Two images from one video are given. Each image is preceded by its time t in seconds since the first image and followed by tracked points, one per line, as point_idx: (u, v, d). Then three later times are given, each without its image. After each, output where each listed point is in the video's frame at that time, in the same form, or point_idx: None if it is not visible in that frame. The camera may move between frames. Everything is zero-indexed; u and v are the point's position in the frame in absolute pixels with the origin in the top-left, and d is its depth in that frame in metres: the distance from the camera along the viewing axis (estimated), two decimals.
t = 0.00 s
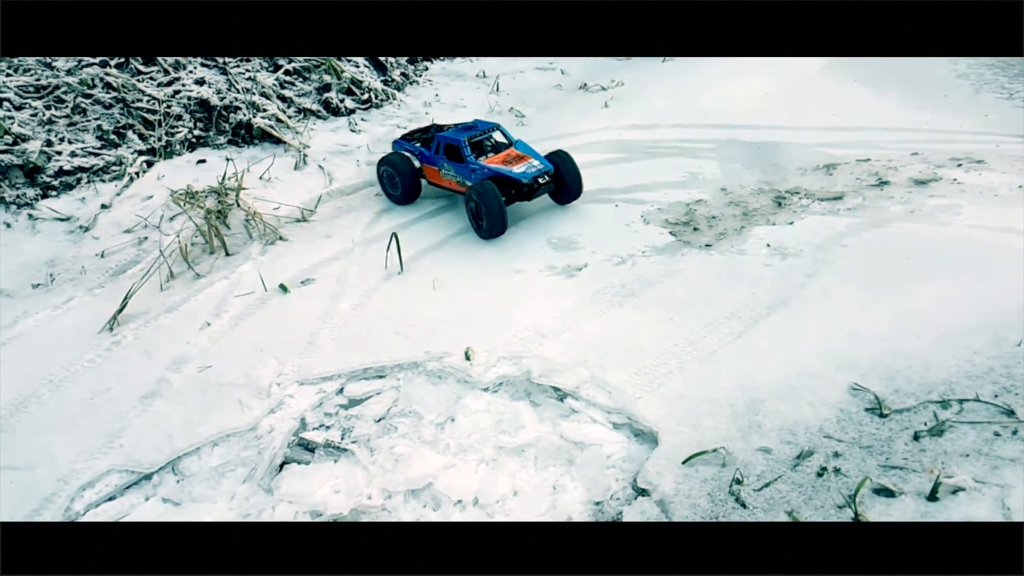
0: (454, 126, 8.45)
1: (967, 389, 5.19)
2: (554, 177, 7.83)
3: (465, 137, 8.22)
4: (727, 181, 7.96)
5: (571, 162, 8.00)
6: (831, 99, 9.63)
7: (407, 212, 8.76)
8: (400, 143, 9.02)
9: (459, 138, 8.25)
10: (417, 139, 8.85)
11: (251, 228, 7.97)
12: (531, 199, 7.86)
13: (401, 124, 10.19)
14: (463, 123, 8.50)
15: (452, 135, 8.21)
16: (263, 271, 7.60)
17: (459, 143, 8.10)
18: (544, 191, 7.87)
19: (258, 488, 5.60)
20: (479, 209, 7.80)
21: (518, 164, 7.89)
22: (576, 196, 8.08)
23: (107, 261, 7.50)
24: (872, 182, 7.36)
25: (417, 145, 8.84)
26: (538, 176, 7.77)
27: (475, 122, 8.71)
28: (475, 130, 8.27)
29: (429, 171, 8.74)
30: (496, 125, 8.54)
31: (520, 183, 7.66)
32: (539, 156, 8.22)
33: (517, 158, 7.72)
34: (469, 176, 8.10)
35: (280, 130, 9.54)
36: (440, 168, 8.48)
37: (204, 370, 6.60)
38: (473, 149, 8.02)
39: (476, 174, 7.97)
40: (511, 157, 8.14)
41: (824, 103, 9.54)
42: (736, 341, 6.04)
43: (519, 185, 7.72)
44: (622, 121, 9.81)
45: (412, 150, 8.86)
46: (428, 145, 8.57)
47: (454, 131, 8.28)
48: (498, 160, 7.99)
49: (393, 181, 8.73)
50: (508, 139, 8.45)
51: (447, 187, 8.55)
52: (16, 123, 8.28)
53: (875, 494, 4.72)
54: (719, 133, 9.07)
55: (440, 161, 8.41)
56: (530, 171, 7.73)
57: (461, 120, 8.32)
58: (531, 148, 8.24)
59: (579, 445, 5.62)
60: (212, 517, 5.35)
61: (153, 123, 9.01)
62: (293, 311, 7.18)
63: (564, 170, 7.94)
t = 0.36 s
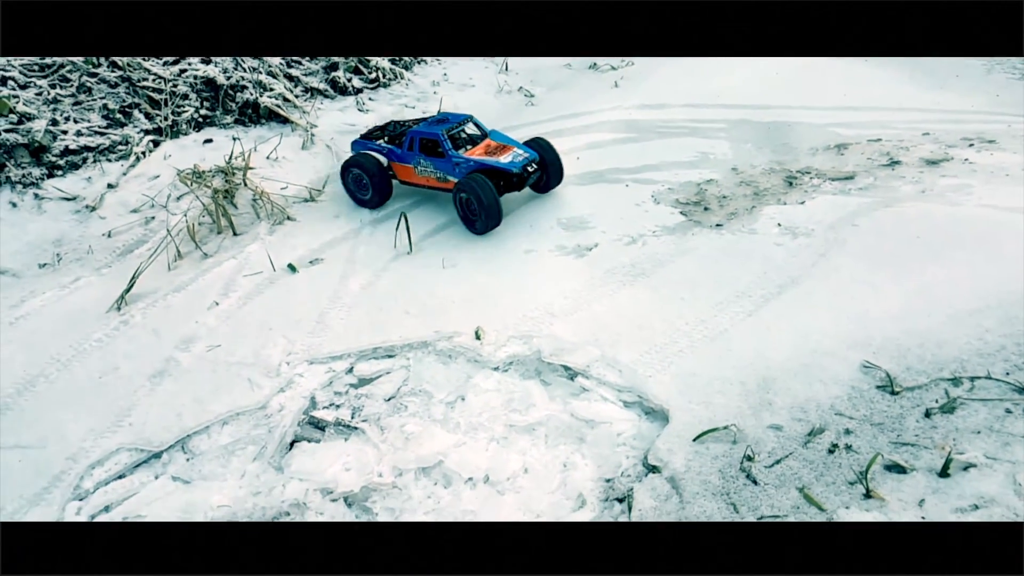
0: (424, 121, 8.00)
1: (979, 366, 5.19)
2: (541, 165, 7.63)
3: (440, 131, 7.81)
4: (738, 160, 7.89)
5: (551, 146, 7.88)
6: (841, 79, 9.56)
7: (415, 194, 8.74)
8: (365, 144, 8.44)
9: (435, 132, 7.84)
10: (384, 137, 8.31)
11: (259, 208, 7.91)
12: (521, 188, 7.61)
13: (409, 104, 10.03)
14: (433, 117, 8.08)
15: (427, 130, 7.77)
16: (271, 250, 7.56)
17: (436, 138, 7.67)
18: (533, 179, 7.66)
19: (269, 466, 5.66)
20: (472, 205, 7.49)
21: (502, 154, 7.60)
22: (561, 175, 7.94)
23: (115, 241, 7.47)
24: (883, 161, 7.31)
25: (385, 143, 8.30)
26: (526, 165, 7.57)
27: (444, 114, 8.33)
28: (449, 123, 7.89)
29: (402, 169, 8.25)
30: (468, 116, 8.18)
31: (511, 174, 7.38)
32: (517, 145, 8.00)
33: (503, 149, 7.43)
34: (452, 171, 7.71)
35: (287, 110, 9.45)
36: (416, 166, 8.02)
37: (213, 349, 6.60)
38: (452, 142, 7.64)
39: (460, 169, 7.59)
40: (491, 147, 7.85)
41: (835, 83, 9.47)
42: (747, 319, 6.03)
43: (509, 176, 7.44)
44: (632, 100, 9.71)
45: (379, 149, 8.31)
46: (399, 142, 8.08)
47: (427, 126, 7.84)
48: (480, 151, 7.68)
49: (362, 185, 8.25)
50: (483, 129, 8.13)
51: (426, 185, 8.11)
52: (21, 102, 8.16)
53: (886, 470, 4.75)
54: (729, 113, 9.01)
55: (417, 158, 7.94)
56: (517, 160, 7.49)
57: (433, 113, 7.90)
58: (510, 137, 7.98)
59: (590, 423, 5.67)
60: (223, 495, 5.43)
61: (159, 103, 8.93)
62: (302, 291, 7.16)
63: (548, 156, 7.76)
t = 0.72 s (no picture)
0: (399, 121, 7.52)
1: (981, 353, 5.25)
2: (527, 162, 7.39)
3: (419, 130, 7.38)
4: (745, 149, 7.85)
5: (532, 142, 7.71)
6: (846, 70, 9.55)
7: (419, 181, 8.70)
8: (332, 148, 7.78)
9: (414, 131, 7.39)
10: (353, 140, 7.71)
11: (261, 192, 7.84)
12: (511, 187, 7.36)
13: (413, 89, 9.84)
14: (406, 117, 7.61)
15: (406, 129, 7.30)
16: (273, 235, 7.49)
17: (417, 138, 7.23)
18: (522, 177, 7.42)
19: (269, 450, 5.68)
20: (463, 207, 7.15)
21: (489, 153, 7.29)
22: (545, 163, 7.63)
23: (114, 224, 7.40)
24: (887, 151, 7.32)
25: (355, 147, 7.71)
26: (514, 163, 7.32)
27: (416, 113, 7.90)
28: (427, 123, 7.44)
29: (376, 174, 7.69)
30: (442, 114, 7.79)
31: (502, 172, 7.09)
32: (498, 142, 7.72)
33: (491, 147, 7.12)
34: (437, 172, 7.30)
35: (291, 94, 9.38)
36: (395, 169, 7.51)
37: (213, 333, 6.55)
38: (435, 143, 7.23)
39: (446, 170, 7.20)
40: (473, 146, 7.50)
41: (839, 74, 9.46)
42: (751, 306, 6.04)
43: (500, 174, 7.14)
44: (638, 89, 9.66)
45: (349, 153, 7.70)
46: (373, 144, 7.54)
47: (404, 126, 7.36)
48: (465, 151, 7.32)
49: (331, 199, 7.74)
50: (460, 128, 7.78)
51: (407, 190, 7.62)
52: (19, 82, 8.11)
53: (888, 455, 4.82)
54: (734, 102, 8.99)
55: (395, 162, 7.43)
56: (506, 158, 7.22)
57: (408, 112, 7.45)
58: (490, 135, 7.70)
59: (594, 408, 5.71)
60: (223, 479, 5.46)
61: (160, 85, 8.86)
62: (303, 277, 7.10)
63: (532, 153, 7.55)
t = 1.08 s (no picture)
0: (377, 129, 7.13)
1: (982, 341, 5.28)
2: (516, 166, 7.15)
3: (401, 137, 7.03)
4: (747, 138, 7.82)
5: (517, 144, 7.50)
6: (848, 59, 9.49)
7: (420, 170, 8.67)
8: (306, 160, 7.30)
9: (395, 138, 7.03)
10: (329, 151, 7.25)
11: (261, 180, 7.69)
12: (503, 192, 7.10)
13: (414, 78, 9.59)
14: (385, 124, 7.24)
15: (387, 136, 6.93)
16: (273, 224, 7.45)
17: (401, 146, 6.87)
18: (513, 181, 7.19)
19: (270, 438, 5.69)
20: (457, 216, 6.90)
21: (477, 157, 7.01)
22: (531, 164, 7.36)
23: (114, 212, 7.38)
24: (890, 140, 7.30)
25: (331, 158, 7.25)
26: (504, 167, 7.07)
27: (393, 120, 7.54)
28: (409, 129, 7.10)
29: (356, 186, 7.27)
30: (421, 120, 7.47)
31: (494, 176, 6.82)
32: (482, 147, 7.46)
33: (480, 151, 6.86)
34: (425, 180, 6.96)
35: (291, 82, 9.09)
36: (378, 179, 7.10)
37: (213, 321, 6.53)
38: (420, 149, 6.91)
39: (435, 177, 6.88)
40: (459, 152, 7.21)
41: (842, 63, 9.40)
42: (753, 294, 6.02)
43: (492, 179, 6.88)
44: (639, 78, 9.62)
45: (325, 165, 7.24)
46: (352, 154, 7.12)
47: (385, 133, 7.00)
48: (452, 157, 7.01)
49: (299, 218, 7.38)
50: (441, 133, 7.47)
51: (392, 201, 7.23)
52: (19, 71, 8.14)
53: (889, 441, 4.86)
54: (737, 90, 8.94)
55: (379, 171, 7.03)
56: (497, 162, 6.98)
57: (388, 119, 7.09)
58: (473, 140, 7.43)
59: (595, 396, 5.72)
60: (223, 467, 5.48)
61: (160, 74, 8.81)
62: (303, 266, 7.08)
63: (519, 156, 7.32)
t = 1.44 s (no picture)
0: (365, 138, 6.79)
1: (975, 331, 5.30)
2: (516, 171, 7.00)
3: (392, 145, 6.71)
4: (743, 131, 7.81)
5: (511, 146, 7.32)
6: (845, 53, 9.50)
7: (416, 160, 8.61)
8: (289, 175, 6.86)
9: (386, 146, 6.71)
10: (314, 163, 6.85)
11: (255, 168, 7.56)
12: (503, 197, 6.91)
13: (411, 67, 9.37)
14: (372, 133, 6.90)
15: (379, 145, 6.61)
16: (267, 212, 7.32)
17: (395, 154, 6.56)
18: (513, 185, 7.04)
19: (263, 427, 5.66)
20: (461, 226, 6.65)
21: (474, 163, 6.78)
22: (528, 166, 7.23)
23: (106, 200, 7.31)
24: (886, 133, 7.29)
25: (316, 171, 6.85)
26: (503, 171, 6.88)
27: (379, 128, 7.21)
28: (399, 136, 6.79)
29: (345, 199, 6.89)
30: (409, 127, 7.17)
31: (495, 182, 6.59)
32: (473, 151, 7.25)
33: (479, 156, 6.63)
34: (421, 189, 6.67)
35: (286, 71, 8.94)
36: (371, 191, 6.75)
37: (206, 309, 6.47)
38: (414, 157, 6.61)
39: (433, 186, 6.59)
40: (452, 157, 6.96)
41: (838, 57, 9.40)
42: (749, 286, 6.02)
43: (493, 184, 6.64)
44: (637, 70, 9.58)
45: (311, 178, 6.83)
46: (340, 164, 6.75)
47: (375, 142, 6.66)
48: (448, 163, 6.76)
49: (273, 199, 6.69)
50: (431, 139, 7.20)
51: (385, 213, 6.88)
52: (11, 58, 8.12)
53: (882, 431, 4.91)
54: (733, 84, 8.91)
55: (371, 182, 6.68)
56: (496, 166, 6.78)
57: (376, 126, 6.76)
58: (465, 144, 7.19)
59: (590, 385, 5.75)
60: (216, 455, 5.45)
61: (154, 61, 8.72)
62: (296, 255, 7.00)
63: (515, 159, 7.13)
